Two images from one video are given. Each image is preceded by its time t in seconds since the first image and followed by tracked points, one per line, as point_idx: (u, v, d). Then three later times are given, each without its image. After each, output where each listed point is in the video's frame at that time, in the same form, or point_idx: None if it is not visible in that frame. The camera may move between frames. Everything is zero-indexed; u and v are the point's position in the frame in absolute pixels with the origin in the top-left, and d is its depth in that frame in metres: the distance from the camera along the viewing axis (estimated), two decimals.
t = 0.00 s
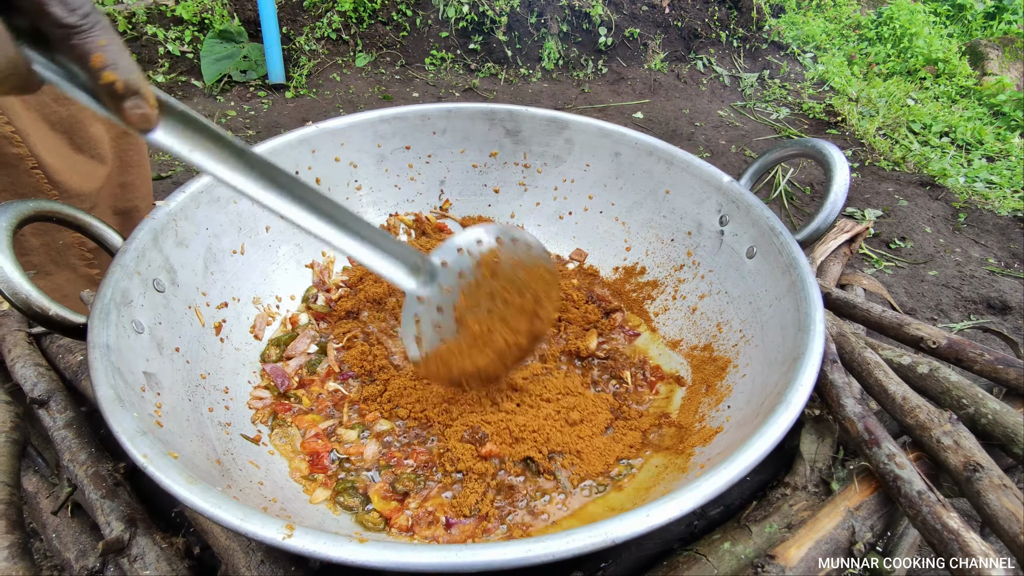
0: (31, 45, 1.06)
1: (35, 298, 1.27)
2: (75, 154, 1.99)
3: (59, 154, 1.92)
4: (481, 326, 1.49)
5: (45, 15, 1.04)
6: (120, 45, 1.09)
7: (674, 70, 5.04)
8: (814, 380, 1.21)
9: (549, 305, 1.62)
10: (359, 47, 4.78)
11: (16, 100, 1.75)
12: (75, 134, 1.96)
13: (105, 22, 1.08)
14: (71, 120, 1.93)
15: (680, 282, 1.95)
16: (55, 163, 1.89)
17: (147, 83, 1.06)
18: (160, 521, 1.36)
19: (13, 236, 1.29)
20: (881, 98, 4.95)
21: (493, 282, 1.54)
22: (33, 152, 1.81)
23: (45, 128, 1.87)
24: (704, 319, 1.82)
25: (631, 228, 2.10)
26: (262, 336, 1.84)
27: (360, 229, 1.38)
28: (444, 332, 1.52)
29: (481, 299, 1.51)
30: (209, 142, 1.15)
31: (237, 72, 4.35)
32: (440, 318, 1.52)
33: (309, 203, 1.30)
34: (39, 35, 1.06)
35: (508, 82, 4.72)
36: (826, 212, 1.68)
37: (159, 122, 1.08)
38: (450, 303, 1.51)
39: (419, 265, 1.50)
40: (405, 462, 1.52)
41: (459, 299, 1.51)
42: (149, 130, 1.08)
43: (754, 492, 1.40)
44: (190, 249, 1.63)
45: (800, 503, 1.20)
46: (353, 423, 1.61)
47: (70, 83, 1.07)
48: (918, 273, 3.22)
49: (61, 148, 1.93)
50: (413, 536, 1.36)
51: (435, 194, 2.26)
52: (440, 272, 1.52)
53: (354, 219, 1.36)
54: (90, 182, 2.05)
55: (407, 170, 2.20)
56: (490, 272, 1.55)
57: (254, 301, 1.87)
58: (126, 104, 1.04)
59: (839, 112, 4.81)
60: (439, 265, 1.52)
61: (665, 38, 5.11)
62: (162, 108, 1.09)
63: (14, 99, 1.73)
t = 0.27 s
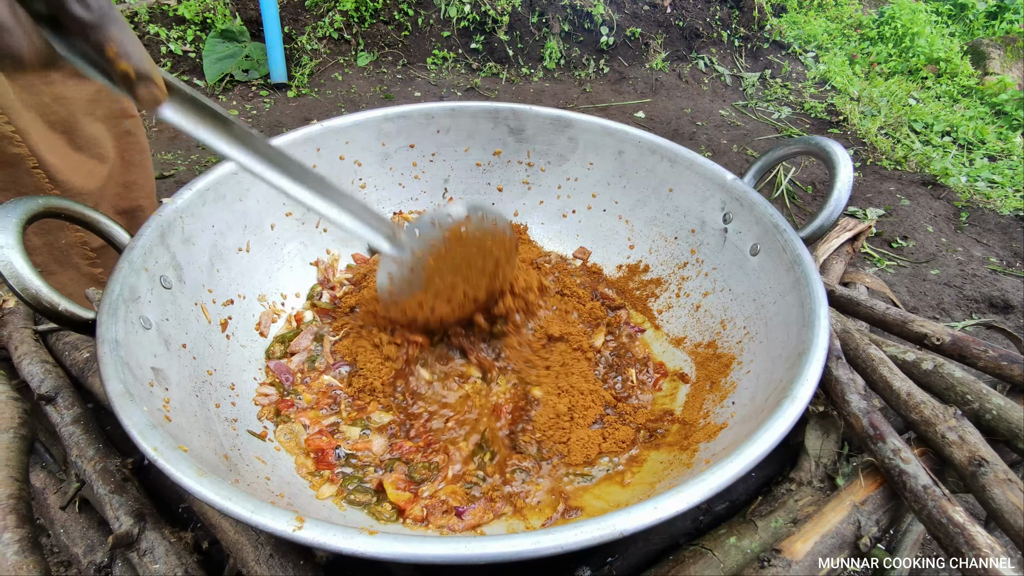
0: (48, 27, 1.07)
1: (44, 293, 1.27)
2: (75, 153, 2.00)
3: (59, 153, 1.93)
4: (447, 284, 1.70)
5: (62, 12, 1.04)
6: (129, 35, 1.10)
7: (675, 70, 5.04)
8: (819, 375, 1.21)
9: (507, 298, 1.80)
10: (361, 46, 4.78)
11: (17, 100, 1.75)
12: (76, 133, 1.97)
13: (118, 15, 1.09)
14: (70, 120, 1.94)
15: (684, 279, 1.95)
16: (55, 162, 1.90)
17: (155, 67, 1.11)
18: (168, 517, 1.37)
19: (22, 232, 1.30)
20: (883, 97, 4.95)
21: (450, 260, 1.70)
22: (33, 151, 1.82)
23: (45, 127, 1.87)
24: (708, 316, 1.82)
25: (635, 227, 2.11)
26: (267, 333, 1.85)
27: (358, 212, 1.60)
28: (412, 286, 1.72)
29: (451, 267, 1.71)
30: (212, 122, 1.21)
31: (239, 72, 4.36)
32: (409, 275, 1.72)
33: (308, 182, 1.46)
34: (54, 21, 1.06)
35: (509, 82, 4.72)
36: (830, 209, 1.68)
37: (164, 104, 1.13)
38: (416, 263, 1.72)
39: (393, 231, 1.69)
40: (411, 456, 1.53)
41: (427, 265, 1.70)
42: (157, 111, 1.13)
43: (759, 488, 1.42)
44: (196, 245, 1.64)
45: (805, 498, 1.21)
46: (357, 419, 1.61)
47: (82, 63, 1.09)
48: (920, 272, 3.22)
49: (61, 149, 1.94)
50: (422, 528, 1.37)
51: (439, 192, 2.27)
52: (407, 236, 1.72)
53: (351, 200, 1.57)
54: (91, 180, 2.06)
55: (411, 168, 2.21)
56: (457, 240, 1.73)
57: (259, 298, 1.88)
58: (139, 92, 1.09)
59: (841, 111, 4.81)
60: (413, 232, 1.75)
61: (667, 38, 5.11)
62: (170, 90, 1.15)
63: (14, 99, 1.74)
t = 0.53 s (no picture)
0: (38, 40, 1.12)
1: (55, 290, 1.28)
2: (79, 153, 2.00)
3: (62, 153, 1.93)
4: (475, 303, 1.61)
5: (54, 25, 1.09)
6: (125, 47, 1.12)
7: (677, 70, 5.04)
8: (827, 373, 1.22)
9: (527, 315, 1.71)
10: (363, 46, 4.79)
11: (20, 101, 1.75)
12: (78, 133, 1.97)
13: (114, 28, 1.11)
14: (72, 119, 1.94)
15: (689, 278, 1.95)
16: (59, 162, 1.91)
17: (149, 80, 1.12)
18: (178, 514, 1.37)
19: (32, 230, 1.30)
20: (885, 96, 4.95)
21: (478, 289, 1.63)
22: (36, 151, 1.82)
23: (48, 127, 1.87)
24: (713, 315, 1.82)
25: (640, 225, 2.11)
26: (274, 331, 1.86)
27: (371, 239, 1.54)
28: (434, 320, 1.62)
29: (485, 300, 1.62)
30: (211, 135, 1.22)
31: (241, 71, 4.36)
32: (431, 306, 1.62)
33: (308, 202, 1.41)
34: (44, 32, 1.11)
35: (511, 81, 4.73)
36: (836, 208, 1.68)
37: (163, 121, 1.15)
38: (441, 294, 1.62)
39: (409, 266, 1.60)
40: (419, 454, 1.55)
41: (435, 286, 1.63)
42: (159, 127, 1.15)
43: (766, 485, 1.43)
44: (203, 243, 1.64)
45: (813, 496, 1.21)
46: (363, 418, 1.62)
47: (78, 73, 1.13)
48: (923, 271, 3.22)
49: (65, 148, 1.94)
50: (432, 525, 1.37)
51: (444, 190, 2.28)
52: (424, 266, 1.62)
53: (359, 225, 1.50)
54: (94, 180, 2.06)
55: (416, 167, 2.21)
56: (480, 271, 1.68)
57: (265, 297, 1.88)
58: (136, 108, 1.10)
59: (843, 111, 4.81)
60: (432, 265, 1.63)
61: (669, 37, 5.11)
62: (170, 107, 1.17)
63: (16, 98, 1.74)
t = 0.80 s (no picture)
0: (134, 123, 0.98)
1: (60, 287, 1.29)
2: (79, 150, 2.00)
3: (62, 150, 1.94)
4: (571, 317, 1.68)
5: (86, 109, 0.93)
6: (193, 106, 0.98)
7: (678, 69, 5.05)
8: (830, 369, 1.22)
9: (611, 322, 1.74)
10: (365, 45, 4.79)
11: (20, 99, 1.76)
12: (79, 130, 1.97)
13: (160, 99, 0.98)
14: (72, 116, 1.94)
15: (691, 275, 1.96)
16: (59, 159, 1.91)
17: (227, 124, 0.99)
18: (182, 509, 1.38)
19: (37, 227, 1.31)
20: (886, 96, 4.96)
21: (572, 285, 1.69)
22: (38, 149, 1.82)
23: (48, 124, 1.87)
24: (715, 312, 1.83)
25: (642, 223, 2.11)
26: (277, 328, 1.86)
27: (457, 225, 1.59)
28: (544, 316, 1.72)
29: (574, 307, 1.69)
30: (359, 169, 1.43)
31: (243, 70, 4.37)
32: (541, 304, 1.71)
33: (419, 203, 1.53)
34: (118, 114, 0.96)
35: (513, 80, 4.73)
36: (838, 205, 1.69)
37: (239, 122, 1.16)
38: (551, 294, 1.70)
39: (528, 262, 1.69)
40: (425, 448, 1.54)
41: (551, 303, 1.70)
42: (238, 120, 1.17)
43: (769, 481, 1.43)
44: (207, 241, 1.65)
45: (815, 491, 1.21)
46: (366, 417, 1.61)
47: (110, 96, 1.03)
48: (924, 270, 3.23)
49: (64, 145, 1.95)
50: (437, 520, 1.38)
51: (446, 188, 2.28)
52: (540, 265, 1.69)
53: (479, 232, 1.61)
54: (94, 178, 2.07)
55: (419, 165, 2.22)
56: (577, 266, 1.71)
57: (269, 294, 1.88)
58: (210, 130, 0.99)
59: (844, 110, 4.82)
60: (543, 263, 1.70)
61: (670, 36, 5.11)
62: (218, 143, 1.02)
63: (17, 95, 1.74)
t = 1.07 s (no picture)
0: None
1: (62, 286, 1.30)
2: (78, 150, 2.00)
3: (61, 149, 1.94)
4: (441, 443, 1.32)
5: None
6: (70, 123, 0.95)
7: (678, 68, 5.04)
8: (831, 369, 1.22)
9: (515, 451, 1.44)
10: (365, 45, 4.79)
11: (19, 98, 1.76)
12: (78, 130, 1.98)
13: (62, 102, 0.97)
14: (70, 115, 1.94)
15: (692, 275, 1.96)
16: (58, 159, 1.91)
17: (95, 163, 0.89)
18: (183, 508, 1.38)
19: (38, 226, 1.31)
20: (886, 95, 4.96)
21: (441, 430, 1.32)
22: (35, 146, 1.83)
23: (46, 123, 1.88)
24: (716, 312, 1.83)
25: (642, 223, 2.11)
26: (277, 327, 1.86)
27: (306, 351, 1.10)
28: (423, 415, 1.31)
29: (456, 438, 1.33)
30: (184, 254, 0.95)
31: (243, 69, 4.37)
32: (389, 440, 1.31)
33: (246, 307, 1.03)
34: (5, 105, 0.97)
35: (513, 80, 4.74)
36: (839, 205, 1.68)
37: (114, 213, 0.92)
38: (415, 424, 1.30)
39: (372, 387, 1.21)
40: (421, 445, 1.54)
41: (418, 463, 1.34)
42: (104, 216, 0.92)
43: (770, 480, 1.43)
44: (208, 240, 1.65)
45: (816, 490, 1.22)
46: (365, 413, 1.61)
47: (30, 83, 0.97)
48: (925, 269, 3.23)
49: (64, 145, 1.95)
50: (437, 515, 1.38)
51: (447, 187, 2.28)
52: (391, 397, 1.24)
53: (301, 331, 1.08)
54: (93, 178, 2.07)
55: (420, 164, 2.22)
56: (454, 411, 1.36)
57: (269, 293, 1.89)
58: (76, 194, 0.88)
59: (844, 109, 4.82)
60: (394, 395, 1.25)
61: (670, 36, 5.12)
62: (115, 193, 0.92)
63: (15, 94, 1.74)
